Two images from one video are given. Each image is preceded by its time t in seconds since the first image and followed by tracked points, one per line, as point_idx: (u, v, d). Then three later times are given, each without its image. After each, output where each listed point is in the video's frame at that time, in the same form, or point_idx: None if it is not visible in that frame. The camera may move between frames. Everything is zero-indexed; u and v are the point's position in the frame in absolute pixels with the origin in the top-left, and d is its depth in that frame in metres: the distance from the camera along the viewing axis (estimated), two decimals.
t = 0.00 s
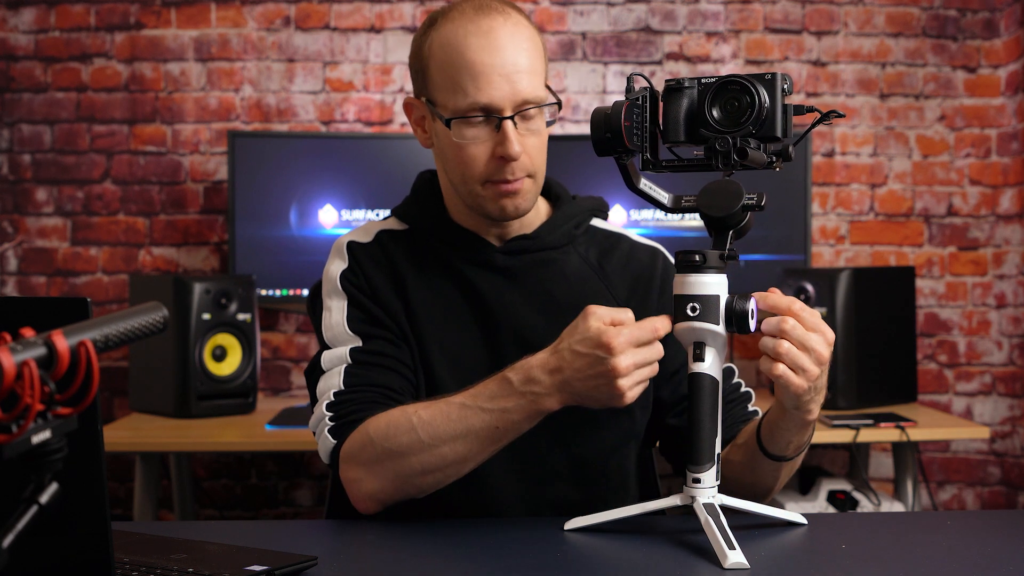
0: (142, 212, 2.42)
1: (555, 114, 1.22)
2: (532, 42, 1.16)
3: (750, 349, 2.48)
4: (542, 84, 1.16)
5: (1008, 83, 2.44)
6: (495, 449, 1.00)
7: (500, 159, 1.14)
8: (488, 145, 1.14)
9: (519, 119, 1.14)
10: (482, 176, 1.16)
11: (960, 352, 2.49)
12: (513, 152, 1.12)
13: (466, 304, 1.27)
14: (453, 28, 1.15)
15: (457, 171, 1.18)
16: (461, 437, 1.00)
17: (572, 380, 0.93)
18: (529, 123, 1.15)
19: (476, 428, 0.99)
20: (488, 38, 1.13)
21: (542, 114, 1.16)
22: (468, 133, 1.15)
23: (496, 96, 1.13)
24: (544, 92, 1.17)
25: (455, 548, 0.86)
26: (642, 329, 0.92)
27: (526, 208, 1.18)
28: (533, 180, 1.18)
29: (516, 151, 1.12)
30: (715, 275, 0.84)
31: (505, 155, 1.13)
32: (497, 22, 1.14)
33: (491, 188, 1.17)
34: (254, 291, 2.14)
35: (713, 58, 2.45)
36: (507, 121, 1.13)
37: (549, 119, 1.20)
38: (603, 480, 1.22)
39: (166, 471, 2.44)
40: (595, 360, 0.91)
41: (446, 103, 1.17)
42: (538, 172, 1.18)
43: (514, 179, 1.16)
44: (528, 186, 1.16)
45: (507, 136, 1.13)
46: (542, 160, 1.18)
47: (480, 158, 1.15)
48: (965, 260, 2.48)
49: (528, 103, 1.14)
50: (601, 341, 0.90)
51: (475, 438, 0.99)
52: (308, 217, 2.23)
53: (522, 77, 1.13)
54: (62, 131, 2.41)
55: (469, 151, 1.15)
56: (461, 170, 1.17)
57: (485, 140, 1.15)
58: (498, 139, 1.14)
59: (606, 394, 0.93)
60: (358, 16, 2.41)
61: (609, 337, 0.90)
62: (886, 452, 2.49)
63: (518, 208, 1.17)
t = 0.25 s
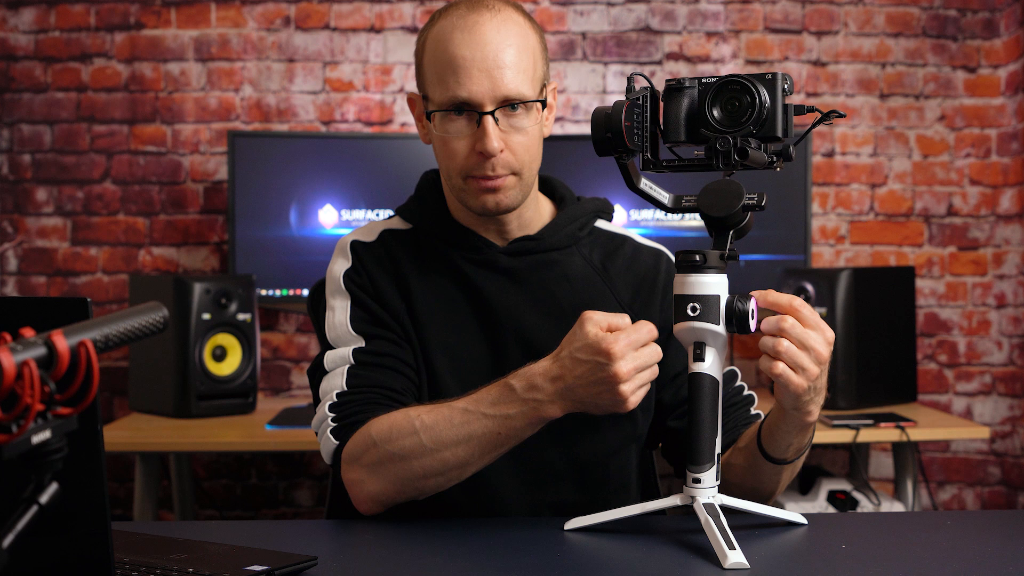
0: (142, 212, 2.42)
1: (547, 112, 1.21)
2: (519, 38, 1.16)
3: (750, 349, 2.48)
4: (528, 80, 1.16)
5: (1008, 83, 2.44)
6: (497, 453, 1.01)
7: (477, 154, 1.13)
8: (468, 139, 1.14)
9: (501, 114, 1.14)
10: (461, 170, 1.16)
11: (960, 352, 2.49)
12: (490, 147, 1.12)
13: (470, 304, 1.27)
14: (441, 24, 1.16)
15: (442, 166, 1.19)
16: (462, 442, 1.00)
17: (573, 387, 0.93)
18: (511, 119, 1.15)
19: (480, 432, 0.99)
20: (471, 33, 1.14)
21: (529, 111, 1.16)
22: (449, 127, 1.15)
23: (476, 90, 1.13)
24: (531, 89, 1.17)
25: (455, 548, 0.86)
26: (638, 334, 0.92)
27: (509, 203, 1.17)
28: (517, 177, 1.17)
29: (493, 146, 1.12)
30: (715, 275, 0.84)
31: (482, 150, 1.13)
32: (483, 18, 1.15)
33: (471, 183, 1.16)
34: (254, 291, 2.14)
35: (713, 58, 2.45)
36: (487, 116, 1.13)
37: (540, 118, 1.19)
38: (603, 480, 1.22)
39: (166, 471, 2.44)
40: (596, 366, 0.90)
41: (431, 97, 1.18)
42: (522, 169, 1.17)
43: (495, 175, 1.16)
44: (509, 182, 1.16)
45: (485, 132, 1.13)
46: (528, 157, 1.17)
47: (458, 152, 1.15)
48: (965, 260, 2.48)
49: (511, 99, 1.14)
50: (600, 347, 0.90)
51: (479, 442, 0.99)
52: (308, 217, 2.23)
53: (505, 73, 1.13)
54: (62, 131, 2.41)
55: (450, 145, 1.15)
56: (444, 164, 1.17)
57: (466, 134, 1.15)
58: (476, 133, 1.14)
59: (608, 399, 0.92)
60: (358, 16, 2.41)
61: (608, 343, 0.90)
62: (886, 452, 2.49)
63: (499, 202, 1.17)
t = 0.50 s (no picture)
0: (142, 212, 2.42)
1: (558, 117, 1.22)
2: (534, 46, 1.15)
3: (750, 349, 2.48)
4: (543, 88, 1.16)
5: (1008, 83, 2.44)
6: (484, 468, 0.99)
7: (498, 165, 1.14)
8: (487, 150, 1.15)
9: (520, 125, 1.14)
10: (480, 179, 1.17)
11: (960, 352, 2.49)
12: (511, 158, 1.13)
13: (469, 305, 1.27)
14: (455, 32, 1.15)
15: (457, 174, 1.19)
16: (451, 453, 0.99)
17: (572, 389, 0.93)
18: (529, 128, 1.15)
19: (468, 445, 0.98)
20: (489, 44, 1.12)
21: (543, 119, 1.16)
22: (468, 138, 1.15)
23: (496, 102, 1.13)
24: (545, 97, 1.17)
25: (454, 548, 0.86)
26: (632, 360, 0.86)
27: (525, 209, 1.19)
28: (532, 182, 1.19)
29: (514, 157, 1.13)
30: (715, 275, 0.84)
31: (503, 160, 1.14)
32: (499, 26, 1.14)
33: (490, 191, 1.18)
34: (254, 291, 2.13)
35: (713, 58, 2.45)
36: (507, 128, 1.13)
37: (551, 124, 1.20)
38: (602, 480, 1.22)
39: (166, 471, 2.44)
40: (580, 381, 0.87)
41: (447, 106, 1.17)
42: (538, 176, 1.18)
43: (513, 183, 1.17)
44: (526, 189, 1.18)
45: (506, 143, 1.13)
46: (544, 164, 1.18)
47: (478, 163, 1.15)
48: (965, 260, 2.48)
49: (529, 110, 1.14)
50: (588, 362, 0.86)
51: (467, 455, 0.98)
52: (308, 217, 2.23)
53: (523, 83, 1.13)
54: (62, 131, 2.41)
55: (469, 156, 1.16)
56: (461, 173, 1.18)
57: (485, 145, 1.15)
58: (496, 144, 1.14)
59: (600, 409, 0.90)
60: (358, 16, 2.41)
61: (596, 359, 0.86)
62: (886, 452, 2.49)
63: (517, 210, 1.18)
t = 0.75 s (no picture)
0: (142, 212, 2.42)
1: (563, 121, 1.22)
2: (539, 51, 1.15)
3: (750, 350, 2.48)
4: (550, 93, 1.16)
5: (1008, 83, 2.44)
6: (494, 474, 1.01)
7: (508, 171, 1.14)
8: (497, 157, 1.15)
9: (528, 132, 1.14)
10: (489, 185, 1.16)
11: (960, 352, 2.49)
12: (521, 164, 1.13)
13: (470, 306, 1.27)
14: (461, 39, 1.15)
15: (465, 180, 1.19)
16: (463, 462, 1.01)
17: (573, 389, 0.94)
18: (538, 134, 1.15)
19: (479, 453, 1.00)
20: (496, 50, 1.13)
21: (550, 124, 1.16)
22: (477, 146, 1.15)
23: (505, 109, 1.12)
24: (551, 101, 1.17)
25: (454, 548, 0.86)
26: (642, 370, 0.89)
27: (533, 214, 1.20)
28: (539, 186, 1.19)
29: (524, 163, 1.13)
30: (715, 275, 0.84)
31: (513, 167, 1.14)
32: (504, 33, 1.14)
33: (498, 198, 1.18)
34: (254, 291, 2.14)
35: (713, 58, 2.45)
36: (516, 134, 1.13)
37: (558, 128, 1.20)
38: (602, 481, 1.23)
39: (166, 471, 2.44)
40: (593, 391, 0.90)
41: (454, 114, 1.17)
42: (545, 180, 1.19)
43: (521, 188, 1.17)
44: (534, 193, 1.18)
45: (515, 149, 1.13)
46: (550, 168, 1.19)
47: (487, 170, 1.15)
48: (965, 260, 2.48)
49: (538, 115, 1.14)
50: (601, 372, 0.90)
51: (478, 463, 1.00)
52: (308, 217, 2.23)
53: (531, 89, 1.13)
54: (62, 131, 2.41)
55: (478, 163, 1.15)
56: (469, 179, 1.18)
57: (494, 152, 1.15)
58: (506, 151, 1.14)
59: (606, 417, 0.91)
60: (358, 16, 2.41)
61: (609, 369, 0.89)
62: (886, 452, 2.49)
63: (525, 214, 1.19)
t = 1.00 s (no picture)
0: (142, 212, 2.42)
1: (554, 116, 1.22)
2: (526, 44, 1.15)
3: (750, 350, 2.48)
4: (536, 86, 1.16)
5: (1008, 83, 2.44)
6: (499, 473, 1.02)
7: (487, 162, 1.14)
8: (477, 147, 1.15)
9: (509, 123, 1.14)
10: (470, 176, 1.17)
11: (960, 352, 2.49)
12: (499, 156, 1.13)
13: (471, 306, 1.27)
14: (447, 30, 1.16)
15: (449, 171, 1.20)
16: (469, 461, 1.01)
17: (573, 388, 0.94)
18: (519, 125, 1.15)
19: (484, 451, 1.00)
20: (479, 41, 1.13)
21: (536, 117, 1.16)
22: (458, 135, 1.15)
23: (485, 100, 1.13)
24: (539, 95, 1.17)
25: (454, 548, 0.86)
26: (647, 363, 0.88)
27: (515, 205, 1.19)
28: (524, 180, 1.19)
29: (502, 154, 1.13)
30: (715, 275, 0.84)
31: (492, 158, 1.14)
32: (490, 25, 1.14)
33: (480, 189, 1.18)
34: (254, 291, 2.13)
35: (713, 58, 2.45)
36: (496, 125, 1.13)
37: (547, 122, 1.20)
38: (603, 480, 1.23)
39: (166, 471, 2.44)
40: (597, 385, 0.90)
41: (438, 104, 1.17)
42: (530, 173, 1.18)
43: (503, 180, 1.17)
44: (517, 186, 1.17)
45: (494, 140, 1.13)
46: (536, 161, 1.18)
47: (468, 160, 1.16)
48: (965, 260, 2.48)
49: (520, 107, 1.14)
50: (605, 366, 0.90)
51: (483, 463, 1.01)
52: (308, 217, 2.23)
53: (514, 81, 1.13)
54: (62, 131, 2.41)
55: (459, 153, 1.16)
56: (452, 170, 1.18)
57: (475, 142, 1.15)
58: (486, 142, 1.14)
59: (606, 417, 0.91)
60: (358, 16, 2.41)
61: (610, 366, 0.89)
62: (886, 452, 2.49)
63: (506, 205, 1.18)
